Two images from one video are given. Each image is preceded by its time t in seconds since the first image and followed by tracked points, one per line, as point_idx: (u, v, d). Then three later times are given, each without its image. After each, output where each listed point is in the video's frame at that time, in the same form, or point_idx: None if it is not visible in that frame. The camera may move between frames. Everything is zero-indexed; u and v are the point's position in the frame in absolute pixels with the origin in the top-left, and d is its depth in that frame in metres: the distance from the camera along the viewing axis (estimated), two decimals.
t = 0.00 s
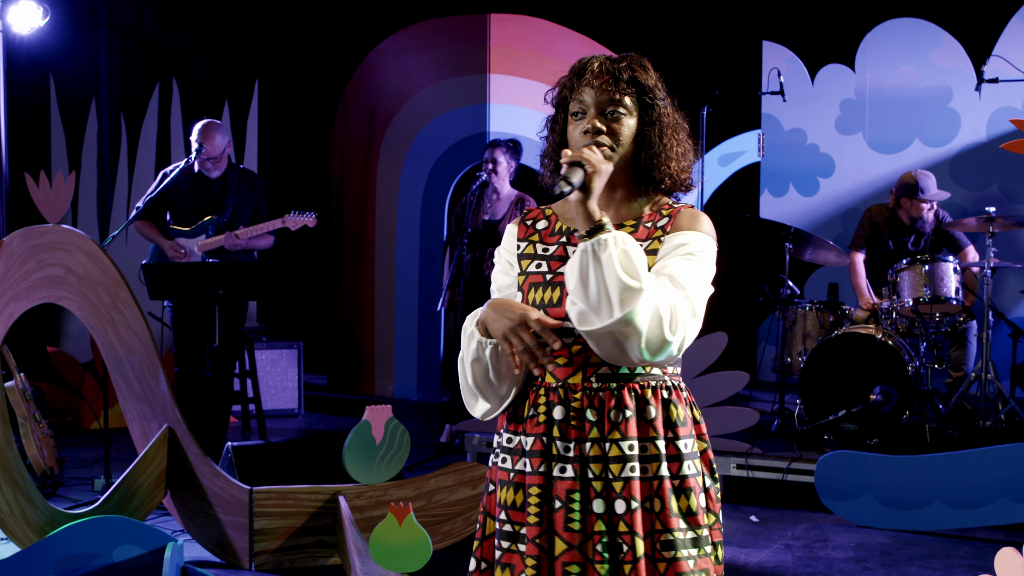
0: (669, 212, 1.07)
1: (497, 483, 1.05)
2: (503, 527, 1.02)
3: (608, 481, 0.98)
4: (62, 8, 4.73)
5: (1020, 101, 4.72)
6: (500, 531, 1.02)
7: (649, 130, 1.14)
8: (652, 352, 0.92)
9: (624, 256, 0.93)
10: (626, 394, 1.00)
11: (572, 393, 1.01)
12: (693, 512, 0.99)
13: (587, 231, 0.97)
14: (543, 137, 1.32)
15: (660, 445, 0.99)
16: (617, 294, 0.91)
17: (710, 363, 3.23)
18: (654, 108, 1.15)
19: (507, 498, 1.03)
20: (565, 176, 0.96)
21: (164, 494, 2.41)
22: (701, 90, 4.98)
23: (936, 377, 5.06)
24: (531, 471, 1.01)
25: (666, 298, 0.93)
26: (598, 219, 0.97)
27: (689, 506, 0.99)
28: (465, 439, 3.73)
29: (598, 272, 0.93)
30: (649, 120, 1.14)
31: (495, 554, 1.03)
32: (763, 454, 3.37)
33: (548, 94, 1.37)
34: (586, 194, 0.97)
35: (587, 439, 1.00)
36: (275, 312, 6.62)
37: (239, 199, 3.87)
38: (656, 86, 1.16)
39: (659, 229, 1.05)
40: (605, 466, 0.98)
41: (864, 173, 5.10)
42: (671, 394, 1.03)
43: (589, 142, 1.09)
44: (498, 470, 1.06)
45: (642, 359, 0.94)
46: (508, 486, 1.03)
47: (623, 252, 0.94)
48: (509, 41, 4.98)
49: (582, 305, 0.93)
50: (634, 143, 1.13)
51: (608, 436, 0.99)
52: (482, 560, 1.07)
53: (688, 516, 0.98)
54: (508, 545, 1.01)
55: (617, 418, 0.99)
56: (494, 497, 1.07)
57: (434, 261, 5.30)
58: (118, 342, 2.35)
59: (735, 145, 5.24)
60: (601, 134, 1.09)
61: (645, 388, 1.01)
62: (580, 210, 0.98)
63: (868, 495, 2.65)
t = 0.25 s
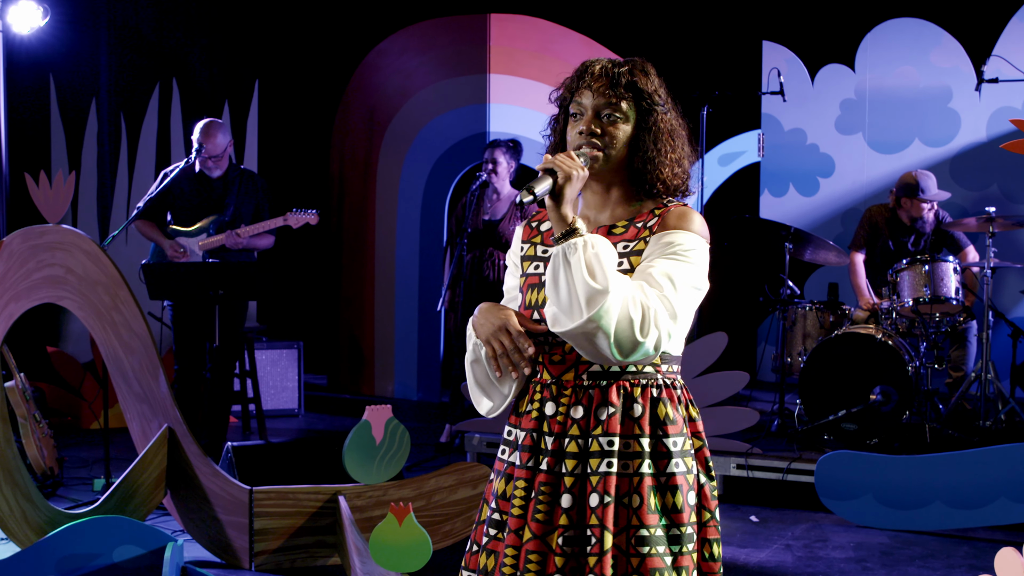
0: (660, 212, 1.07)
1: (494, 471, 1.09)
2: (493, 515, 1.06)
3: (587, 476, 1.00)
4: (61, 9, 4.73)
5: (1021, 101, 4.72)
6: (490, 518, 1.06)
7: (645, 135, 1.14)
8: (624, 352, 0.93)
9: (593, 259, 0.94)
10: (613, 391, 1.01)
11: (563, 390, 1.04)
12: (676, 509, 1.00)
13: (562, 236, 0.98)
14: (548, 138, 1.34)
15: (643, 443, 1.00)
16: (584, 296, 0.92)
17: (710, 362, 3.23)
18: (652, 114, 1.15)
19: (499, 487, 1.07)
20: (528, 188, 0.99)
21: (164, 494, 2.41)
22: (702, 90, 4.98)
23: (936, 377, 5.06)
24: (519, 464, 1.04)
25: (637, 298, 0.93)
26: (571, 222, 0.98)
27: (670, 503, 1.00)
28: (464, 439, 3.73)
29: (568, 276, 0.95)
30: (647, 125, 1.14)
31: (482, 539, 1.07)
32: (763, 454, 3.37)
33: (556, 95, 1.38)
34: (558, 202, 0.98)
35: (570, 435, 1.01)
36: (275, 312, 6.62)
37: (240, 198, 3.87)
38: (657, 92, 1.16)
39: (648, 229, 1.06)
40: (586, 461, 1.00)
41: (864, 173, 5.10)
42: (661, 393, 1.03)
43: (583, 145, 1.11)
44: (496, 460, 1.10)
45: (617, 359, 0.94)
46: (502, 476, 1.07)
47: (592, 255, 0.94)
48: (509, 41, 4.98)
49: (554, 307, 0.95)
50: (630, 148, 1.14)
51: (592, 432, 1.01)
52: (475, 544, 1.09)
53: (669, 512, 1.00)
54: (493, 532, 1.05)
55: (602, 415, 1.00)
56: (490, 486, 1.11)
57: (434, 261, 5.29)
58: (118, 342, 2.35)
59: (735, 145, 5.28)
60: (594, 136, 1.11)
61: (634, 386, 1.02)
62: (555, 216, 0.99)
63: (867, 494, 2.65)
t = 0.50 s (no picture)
0: (655, 209, 1.07)
1: (504, 465, 1.11)
2: (501, 506, 1.07)
3: (592, 469, 1.01)
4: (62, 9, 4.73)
5: (1020, 101, 4.72)
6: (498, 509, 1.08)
7: (641, 136, 1.13)
8: (626, 355, 0.94)
9: (588, 266, 0.95)
10: (620, 386, 1.03)
11: (572, 386, 1.06)
12: (682, 500, 1.00)
13: (559, 244, 0.99)
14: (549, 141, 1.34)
15: (649, 436, 1.01)
16: (581, 306, 0.93)
17: (710, 363, 3.23)
18: (650, 115, 1.15)
19: (507, 479, 1.08)
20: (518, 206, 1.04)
21: (164, 494, 2.41)
22: (702, 90, 4.97)
23: (935, 377, 5.06)
24: (526, 458, 1.06)
25: (635, 301, 0.94)
26: (565, 233, 0.99)
27: (677, 494, 1.00)
28: (464, 439, 3.74)
29: (566, 284, 0.96)
30: (643, 126, 1.14)
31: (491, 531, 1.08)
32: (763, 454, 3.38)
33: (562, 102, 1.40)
34: (553, 214, 1.00)
35: (576, 429, 1.03)
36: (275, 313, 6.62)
37: (238, 198, 3.87)
38: (657, 96, 1.17)
39: (642, 227, 1.06)
40: (591, 454, 1.01)
41: (864, 173, 5.10)
42: (668, 386, 1.04)
43: (579, 140, 1.12)
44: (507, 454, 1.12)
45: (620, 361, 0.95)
46: (512, 469, 1.08)
47: (588, 262, 0.95)
48: (509, 41, 4.98)
49: (556, 315, 0.96)
50: (625, 146, 1.14)
51: (597, 427, 1.02)
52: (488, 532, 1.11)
53: (676, 503, 1.00)
54: (498, 522, 1.07)
55: (608, 410, 1.01)
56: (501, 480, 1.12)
57: (434, 262, 5.29)
58: (118, 343, 2.35)
59: (736, 145, 5.27)
60: (591, 131, 1.11)
61: (641, 381, 1.03)
62: (550, 226, 1.00)
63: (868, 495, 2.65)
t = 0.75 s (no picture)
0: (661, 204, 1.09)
1: (518, 459, 1.11)
2: (521, 500, 1.07)
3: (607, 459, 1.02)
4: (61, 8, 4.73)
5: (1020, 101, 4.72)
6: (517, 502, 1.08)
7: (648, 136, 1.13)
8: (636, 350, 0.95)
9: (597, 265, 0.96)
10: (630, 378, 1.03)
11: (583, 377, 1.06)
12: (695, 488, 1.02)
13: (567, 245, 1.01)
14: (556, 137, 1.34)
15: (661, 426, 1.02)
16: (590, 304, 0.94)
17: (710, 363, 3.23)
18: (655, 115, 1.14)
19: (523, 472, 1.09)
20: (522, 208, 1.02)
21: (164, 494, 2.41)
22: (702, 90, 4.97)
23: (936, 377, 5.06)
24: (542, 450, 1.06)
25: (644, 297, 0.95)
26: (573, 234, 1.01)
27: (690, 482, 1.02)
28: (465, 439, 3.74)
29: (575, 284, 0.97)
30: (649, 127, 1.14)
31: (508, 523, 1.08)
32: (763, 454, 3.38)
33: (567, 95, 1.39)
34: (559, 216, 1.01)
35: (590, 420, 1.04)
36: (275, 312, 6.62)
37: (235, 196, 3.88)
38: (661, 95, 1.16)
39: (650, 220, 1.08)
40: (605, 445, 1.03)
41: (864, 173, 5.10)
42: (677, 377, 1.05)
43: (586, 144, 1.12)
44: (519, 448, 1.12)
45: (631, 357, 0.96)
46: (529, 463, 1.09)
47: (596, 261, 0.96)
48: (509, 41, 4.98)
49: (565, 314, 0.97)
50: (632, 148, 1.14)
51: (610, 418, 1.03)
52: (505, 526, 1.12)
53: (689, 491, 1.01)
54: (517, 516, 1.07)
55: (620, 401, 1.02)
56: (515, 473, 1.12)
57: (434, 262, 5.29)
58: (118, 343, 2.35)
59: (735, 146, 5.20)
60: (597, 134, 1.11)
61: (651, 371, 1.04)
62: (557, 228, 1.02)
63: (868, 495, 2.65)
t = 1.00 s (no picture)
0: (668, 201, 1.09)
1: (528, 459, 1.10)
2: (538, 500, 1.07)
3: (620, 455, 1.03)
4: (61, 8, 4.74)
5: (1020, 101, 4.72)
6: (535, 503, 1.07)
7: (656, 136, 1.13)
8: (656, 342, 0.96)
9: (619, 257, 0.97)
10: (641, 374, 1.04)
11: (593, 374, 1.06)
12: (708, 480, 1.03)
13: (586, 237, 1.01)
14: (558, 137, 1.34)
15: (673, 421, 1.02)
16: (614, 295, 0.95)
17: (710, 363, 3.23)
18: (663, 116, 1.15)
19: (536, 472, 1.08)
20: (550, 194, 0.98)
21: (164, 494, 2.41)
22: (702, 90, 4.97)
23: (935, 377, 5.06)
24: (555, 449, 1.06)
25: (665, 289, 0.97)
26: (595, 225, 1.01)
27: (703, 475, 1.03)
28: (465, 439, 3.74)
29: (597, 275, 0.97)
30: (657, 127, 1.14)
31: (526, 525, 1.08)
32: (763, 454, 3.39)
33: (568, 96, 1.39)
34: (580, 204, 1.00)
35: (603, 417, 1.04)
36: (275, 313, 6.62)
37: (227, 194, 3.88)
38: (669, 95, 1.16)
39: (659, 218, 1.08)
40: (618, 442, 1.03)
41: (864, 173, 5.10)
42: (685, 372, 1.06)
43: (596, 142, 1.11)
44: (528, 448, 1.11)
45: (648, 349, 0.98)
46: (543, 462, 1.08)
47: (618, 254, 0.97)
48: (509, 41, 4.99)
49: (586, 306, 0.97)
50: (640, 147, 1.14)
51: (622, 414, 1.03)
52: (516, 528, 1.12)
53: (703, 484, 1.03)
54: (539, 517, 1.07)
55: (631, 397, 1.03)
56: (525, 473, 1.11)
57: (434, 262, 5.29)
58: (118, 343, 2.35)
59: (736, 145, 5.21)
60: (608, 132, 1.11)
61: (660, 367, 1.05)
62: (577, 217, 1.01)
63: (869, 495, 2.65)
